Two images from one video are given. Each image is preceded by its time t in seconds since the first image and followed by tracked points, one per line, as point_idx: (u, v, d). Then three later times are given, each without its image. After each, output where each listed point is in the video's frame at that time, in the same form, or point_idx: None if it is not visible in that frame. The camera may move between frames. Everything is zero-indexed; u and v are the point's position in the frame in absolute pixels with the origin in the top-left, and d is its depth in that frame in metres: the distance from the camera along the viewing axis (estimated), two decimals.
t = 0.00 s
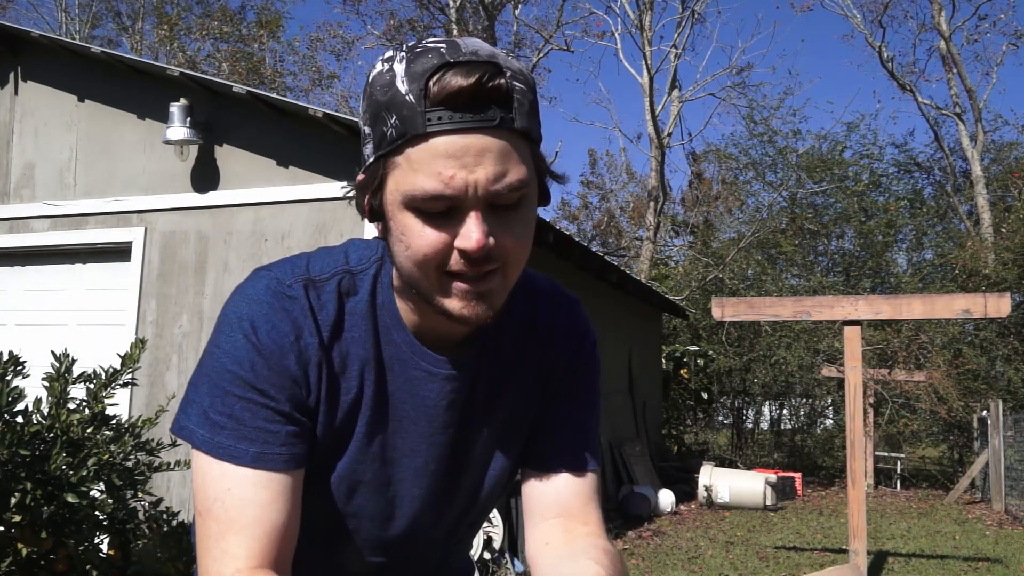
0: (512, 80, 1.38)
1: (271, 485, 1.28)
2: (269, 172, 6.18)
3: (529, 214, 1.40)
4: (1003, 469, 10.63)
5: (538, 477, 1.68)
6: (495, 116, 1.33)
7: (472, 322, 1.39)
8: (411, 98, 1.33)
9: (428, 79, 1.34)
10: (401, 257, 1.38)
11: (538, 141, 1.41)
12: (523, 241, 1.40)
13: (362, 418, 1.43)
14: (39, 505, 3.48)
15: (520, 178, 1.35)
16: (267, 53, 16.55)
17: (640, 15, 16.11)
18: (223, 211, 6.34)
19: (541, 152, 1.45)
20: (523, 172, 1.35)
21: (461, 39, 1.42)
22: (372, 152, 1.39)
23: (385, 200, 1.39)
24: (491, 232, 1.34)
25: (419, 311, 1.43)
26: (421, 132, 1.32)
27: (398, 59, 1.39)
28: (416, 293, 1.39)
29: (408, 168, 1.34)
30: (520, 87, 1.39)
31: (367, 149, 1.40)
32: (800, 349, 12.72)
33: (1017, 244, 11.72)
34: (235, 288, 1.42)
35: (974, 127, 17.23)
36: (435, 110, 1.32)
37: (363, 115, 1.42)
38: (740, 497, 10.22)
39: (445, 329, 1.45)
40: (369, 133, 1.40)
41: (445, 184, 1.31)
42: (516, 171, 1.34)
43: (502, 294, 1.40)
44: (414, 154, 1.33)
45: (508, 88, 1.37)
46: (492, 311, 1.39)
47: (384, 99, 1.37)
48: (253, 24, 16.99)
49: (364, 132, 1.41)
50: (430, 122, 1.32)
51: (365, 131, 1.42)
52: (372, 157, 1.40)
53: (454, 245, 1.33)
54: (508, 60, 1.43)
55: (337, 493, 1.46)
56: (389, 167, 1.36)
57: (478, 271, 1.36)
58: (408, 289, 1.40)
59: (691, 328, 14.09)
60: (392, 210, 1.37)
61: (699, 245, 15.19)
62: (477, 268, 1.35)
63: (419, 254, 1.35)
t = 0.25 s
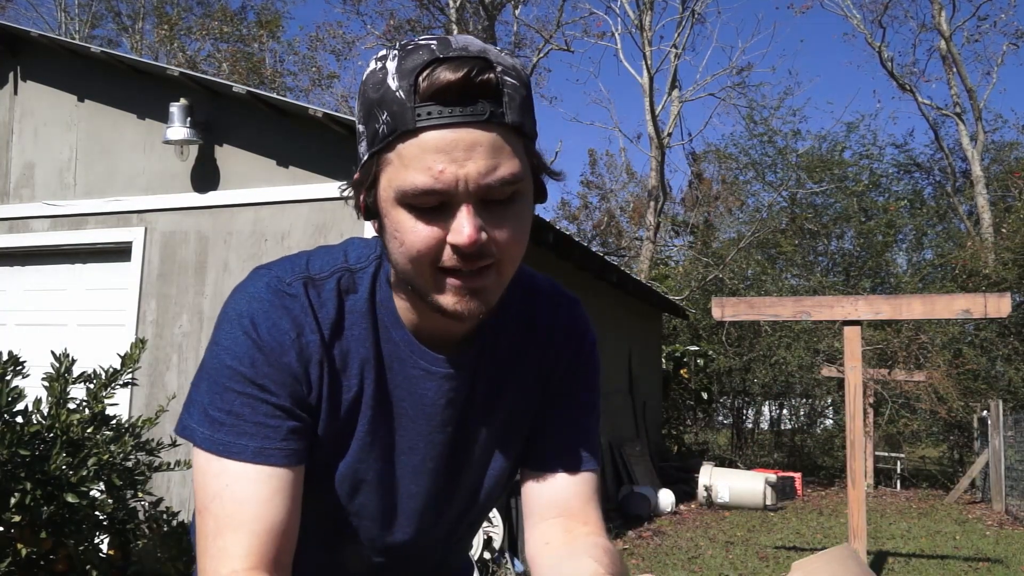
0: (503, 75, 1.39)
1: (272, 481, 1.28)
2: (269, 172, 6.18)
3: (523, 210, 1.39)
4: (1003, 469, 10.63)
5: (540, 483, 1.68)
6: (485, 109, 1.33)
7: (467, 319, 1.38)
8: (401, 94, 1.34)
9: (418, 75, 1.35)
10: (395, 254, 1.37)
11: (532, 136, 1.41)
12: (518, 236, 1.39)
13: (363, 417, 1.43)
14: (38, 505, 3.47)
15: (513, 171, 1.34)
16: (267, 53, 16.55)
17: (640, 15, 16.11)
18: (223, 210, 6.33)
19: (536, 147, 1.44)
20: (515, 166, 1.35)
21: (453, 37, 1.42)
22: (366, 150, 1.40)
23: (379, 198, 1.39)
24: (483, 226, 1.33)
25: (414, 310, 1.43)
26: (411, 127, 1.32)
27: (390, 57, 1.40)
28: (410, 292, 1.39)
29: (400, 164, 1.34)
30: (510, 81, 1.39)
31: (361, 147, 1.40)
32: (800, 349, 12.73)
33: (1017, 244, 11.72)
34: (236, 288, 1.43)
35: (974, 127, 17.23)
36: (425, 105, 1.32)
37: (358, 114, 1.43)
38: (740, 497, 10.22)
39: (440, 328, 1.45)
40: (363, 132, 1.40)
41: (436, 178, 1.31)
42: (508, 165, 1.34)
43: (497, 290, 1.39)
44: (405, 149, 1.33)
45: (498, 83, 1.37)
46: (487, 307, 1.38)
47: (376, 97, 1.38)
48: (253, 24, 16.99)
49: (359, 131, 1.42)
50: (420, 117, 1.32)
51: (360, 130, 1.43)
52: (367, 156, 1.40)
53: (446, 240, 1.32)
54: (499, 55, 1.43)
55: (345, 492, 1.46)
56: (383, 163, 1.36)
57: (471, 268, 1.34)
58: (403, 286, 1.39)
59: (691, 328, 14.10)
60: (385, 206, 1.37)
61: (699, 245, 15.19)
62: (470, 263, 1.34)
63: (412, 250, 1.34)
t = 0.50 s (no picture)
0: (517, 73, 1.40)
1: (276, 472, 1.27)
2: (269, 172, 6.18)
3: (536, 208, 1.41)
4: (1003, 469, 10.63)
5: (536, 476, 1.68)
6: (504, 105, 1.34)
7: (480, 314, 1.38)
8: (420, 88, 1.34)
9: (436, 70, 1.35)
10: (407, 250, 1.38)
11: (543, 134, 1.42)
12: (529, 233, 1.41)
13: (363, 416, 1.43)
14: (39, 505, 3.47)
15: (528, 168, 1.36)
16: (267, 53, 16.54)
17: (640, 15, 16.10)
18: (223, 210, 6.33)
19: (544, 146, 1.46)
20: (529, 164, 1.36)
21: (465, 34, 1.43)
22: (377, 145, 1.39)
23: (391, 193, 1.39)
24: (501, 221, 1.34)
25: (422, 307, 1.43)
26: (430, 121, 1.32)
27: (403, 54, 1.40)
28: (422, 288, 1.39)
29: (416, 158, 1.34)
30: (524, 80, 1.40)
31: (371, 142, 1.40)
32: (800, 350, 12.72)
33: (1017, 244, 11.72)
34: (237, 285, 1.43)
35: (974, 127, 17.23)
36: (445, 99, 1.33)
37: (367, 109, 1.42)
38: (740, 497, 10.22)
39: (448, 325, 1.45)
40: (374, 126, 1.40)
41: (455, 171, 1.31)
42: (524, 161, 1.35)
43: (509, 286, 1.40)
44: (423, 143, 1.33)
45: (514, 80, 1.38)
46: (501, 303, 1.40)
47: (390, 93, 1.37)
48: (253, 23, 16.98)
49: (368, 125, 1.41)
50: (440, 111, 1.32)
51: (368, 125, 1.42)
52: (376, 150, 1.39)
53: (464, 235, 1.33)
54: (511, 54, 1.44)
55: (345, 493, 1.46)
56: (396, 158, 1.36)
57: (487, 263, 1.35)
58: (414, 282, 1.40)
59: (691, 328, 14.09)
60: (400, 201, 1.37)
61: (699, 245, 15.19)
62: (486, 257, 1.35)
63: (428, 245, 1.35)
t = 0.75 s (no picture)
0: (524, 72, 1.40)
1: (296, 450, 1.24)
2: (269, 172, 6.18)
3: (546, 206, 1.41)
4: (1003, 469, 10.63)
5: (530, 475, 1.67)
6: (514, 104, 1.35)
7: (489, 312, 1.39)
8: (432, 87, 1.34)
9: (448, 68, 1.35)
10: (416, 250, 1.39)
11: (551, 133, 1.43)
12: (537, 229, 1.41)
13: (373, 412, 1.45)
14: (39, 505, 3.47)
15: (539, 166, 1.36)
16: (267, 53, 16.54)
17: (640, 15, 16.09)
18: (223, 210, 6.33)
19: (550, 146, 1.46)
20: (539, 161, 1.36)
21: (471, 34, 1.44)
22: (384, 144, 1.40)
23: (400, 193, 1.40)
24: (512, 218, 1.34)
25: (430, 303, 1.44)
26: (442, 120, 1.32)
27: (411, 54, 1.41)
28: (433, 284, 1.39)
29: (427, 156, 1.34)
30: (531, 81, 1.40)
31: (378, 142, 1.41)
32: (800, 350, 12.73)
33: (1017, 244, 11.72)
34: (242, 280, 1.43)
35: (974, 127, 17.23)
36: (457, 98, 1.33)
37: (373, 109, 1.43)
38: (740, 497, 10.22)
39: (454, 321, 1.47)
40: (381, 126, 1.40)
41: (466, 169, 1.31)
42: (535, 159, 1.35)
43: (520, 284, 1.40)
44: (434, 141, 1.33)
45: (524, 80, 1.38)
46: (512, 301, 1.40)
47: (400, 91, 1.38)
48: (252, 23, 16.97)
49: (375, 125, 1.42)
50: (452, 109, 1.32)
51: (376, 123, 1.42)
52: (384, 149, 1.40)
53: (475, 232, 1.34)
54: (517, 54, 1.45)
55: (351, 486, 1.48)
56: (407, 156, 1.37)
57: (499, 260, 1.36)
58: (423, 281, 1.41)
59: (691, 328, 14.10)
60: (411, 200, 1.37)
61: (699, 245, 15.19)
62: (498, 255, 1.35)
63: (438, 242, 1.35)
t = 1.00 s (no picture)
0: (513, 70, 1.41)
1: (318, 434, 1.24)
2: (269, 172, 6.18)
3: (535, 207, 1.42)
4: (1003, 469, 10.63)
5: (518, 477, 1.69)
6: (502, 102, 1.36)
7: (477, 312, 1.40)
8: (419, 86, 1.34)
9: (435, 68, 1.36)
10: (406, 248, 1.40)
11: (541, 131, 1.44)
12: (525, 228, 1.42)
13: (380, 409, 1.47)
14: (38, 505, 3.47)
15: (527, 163, 1.37)
16: (267, 53, 16.56)
17: (640, 15, 16.10)
18: (223, 210, 6.33)
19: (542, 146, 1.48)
20: (526, 159, 1.37)
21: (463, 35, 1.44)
22: (376, 144, 1.41)
23: (391, 193, 1.41)
24: (498, 219, 1.35)
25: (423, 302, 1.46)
26: (429, 119, 1.33)
27: (401, 54, 1.41)
28: (422, 285, 1.40)
29: (415, 156, 1.35)
30: (523, 79, 1.42)
31: (370, 143, 1.42)
32: (800, 349, 12.72)
33: (1017, 244, 11.73)
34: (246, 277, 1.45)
35: (974, 127, 17.23)
36: (443, 97, 1.34)
37: (367, 109, 1.45)
38: (740, 497, 10.22)
39: (446, 321, 1.48)
40: (373, 127, 1.41)
41: (452, 167, 1.32)
42: (522, 157, 1.37)
43: (508, 285, 1.41)
44: (421, 140, 1.34)
45: (513, 79, 1.40)
46: (499, 301, 1.41)
47: (389, 92, 1.38)
48: (252, 23, 16.99)
49: (368, 126, 1.43)
50: (438, 108, 1.33)
51: (369, 125, 1.44)
52: (376, 150, 1.41)
53: (461, 232, 1.34)
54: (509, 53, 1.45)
55: (352, 491, 1.47)
56: (396, 156, 1.38)
57: (485, 260, 1.36)
58: (413, 280, 1.42)
59: (691, 328, 14.11)
60: (400, 200, 1.38)
61: (699, 246, 15.19)
62: (484, 255, 1.36)
63: (426, 242, 1.36)
